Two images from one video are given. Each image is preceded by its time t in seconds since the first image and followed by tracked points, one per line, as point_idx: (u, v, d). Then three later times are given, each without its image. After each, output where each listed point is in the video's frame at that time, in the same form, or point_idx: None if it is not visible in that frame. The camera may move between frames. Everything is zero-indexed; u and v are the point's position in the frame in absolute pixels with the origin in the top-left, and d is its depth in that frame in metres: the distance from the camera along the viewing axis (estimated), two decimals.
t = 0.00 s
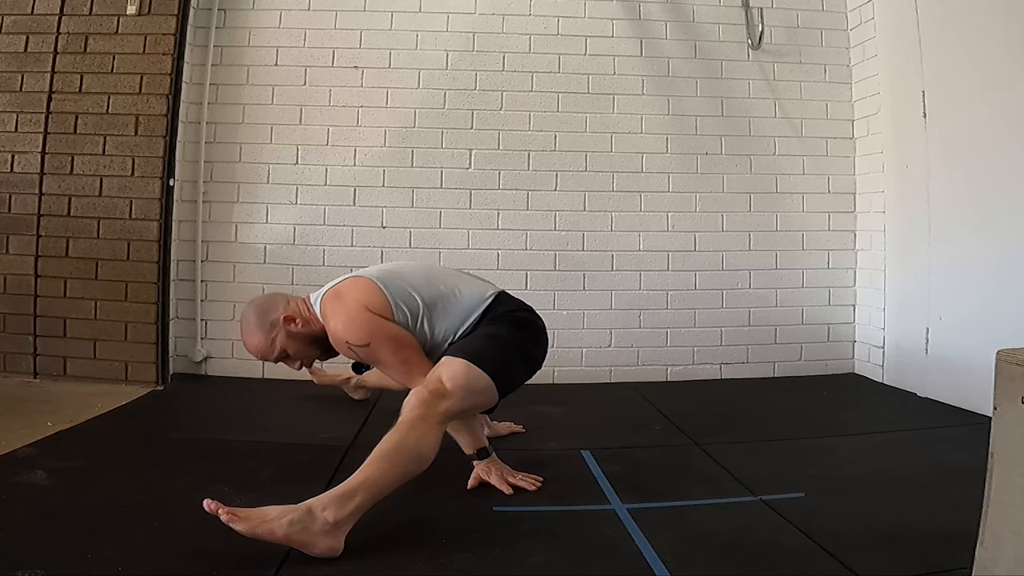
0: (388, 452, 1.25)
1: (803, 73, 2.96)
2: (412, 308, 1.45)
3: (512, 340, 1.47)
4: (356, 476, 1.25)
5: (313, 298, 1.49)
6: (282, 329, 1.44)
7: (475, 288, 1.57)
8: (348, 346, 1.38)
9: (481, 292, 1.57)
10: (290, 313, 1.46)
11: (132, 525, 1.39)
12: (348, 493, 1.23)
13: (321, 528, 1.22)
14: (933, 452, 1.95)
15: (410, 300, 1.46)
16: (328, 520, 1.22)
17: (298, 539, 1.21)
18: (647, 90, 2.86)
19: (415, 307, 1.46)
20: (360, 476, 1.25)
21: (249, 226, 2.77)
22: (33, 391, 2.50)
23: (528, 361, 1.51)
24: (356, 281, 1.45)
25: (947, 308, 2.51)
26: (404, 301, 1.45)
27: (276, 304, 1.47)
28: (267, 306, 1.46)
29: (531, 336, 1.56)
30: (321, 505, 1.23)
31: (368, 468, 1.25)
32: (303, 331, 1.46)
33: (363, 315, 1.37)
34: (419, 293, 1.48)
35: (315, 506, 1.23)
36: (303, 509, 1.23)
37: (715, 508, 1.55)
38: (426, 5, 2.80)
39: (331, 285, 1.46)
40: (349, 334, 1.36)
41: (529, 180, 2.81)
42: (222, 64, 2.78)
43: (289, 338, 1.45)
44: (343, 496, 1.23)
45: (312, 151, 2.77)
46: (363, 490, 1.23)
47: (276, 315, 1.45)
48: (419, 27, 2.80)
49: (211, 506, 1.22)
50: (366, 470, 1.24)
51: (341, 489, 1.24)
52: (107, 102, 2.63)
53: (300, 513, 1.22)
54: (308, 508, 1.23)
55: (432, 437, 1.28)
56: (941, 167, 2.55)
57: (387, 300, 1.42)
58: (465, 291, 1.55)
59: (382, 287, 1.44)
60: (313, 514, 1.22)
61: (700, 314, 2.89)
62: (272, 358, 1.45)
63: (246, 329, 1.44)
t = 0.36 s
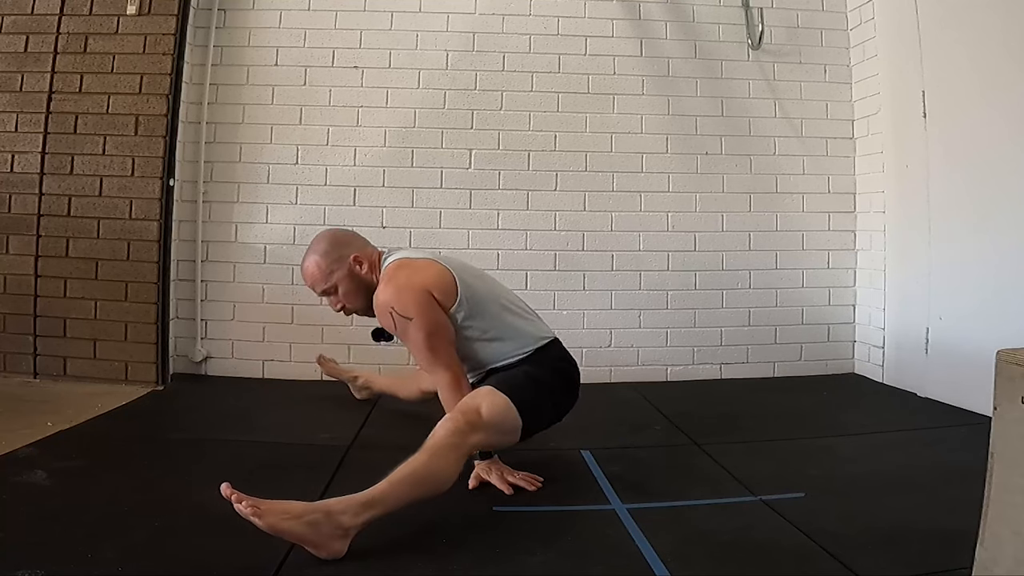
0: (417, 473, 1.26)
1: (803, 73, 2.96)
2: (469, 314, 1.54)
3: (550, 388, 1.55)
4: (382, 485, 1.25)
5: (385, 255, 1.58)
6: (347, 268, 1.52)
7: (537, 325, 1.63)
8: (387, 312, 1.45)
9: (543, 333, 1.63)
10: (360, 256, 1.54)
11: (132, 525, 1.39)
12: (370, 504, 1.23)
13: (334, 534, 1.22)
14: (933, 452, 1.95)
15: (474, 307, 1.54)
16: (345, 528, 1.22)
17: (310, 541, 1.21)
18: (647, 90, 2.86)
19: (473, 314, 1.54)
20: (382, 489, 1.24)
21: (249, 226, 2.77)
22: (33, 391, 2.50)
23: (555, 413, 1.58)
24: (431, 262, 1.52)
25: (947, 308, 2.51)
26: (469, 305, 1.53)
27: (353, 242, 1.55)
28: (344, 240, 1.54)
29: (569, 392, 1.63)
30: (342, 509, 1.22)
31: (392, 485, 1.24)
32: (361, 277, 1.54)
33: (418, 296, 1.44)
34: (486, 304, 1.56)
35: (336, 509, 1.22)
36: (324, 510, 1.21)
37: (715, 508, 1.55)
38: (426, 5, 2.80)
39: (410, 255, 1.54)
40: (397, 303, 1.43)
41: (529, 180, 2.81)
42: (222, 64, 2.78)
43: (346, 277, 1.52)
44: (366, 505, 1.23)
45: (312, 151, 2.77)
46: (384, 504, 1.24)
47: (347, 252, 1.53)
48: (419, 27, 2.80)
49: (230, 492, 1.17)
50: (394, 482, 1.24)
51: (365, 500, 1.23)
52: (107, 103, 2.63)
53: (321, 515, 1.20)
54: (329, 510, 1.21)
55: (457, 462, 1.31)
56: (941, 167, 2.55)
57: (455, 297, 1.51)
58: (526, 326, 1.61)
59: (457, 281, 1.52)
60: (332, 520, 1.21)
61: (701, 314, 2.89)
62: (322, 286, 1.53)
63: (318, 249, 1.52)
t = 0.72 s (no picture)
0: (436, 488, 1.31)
1: (803, 73, 2.96)
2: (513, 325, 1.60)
3: (571, 421, 1.60)
4: (402, 496, 1.28)
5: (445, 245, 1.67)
6: (406, 247, 1.61)
7: (571, 357, 1.70)
8: (429, 295, 1.50)
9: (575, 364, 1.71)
10: (422, 240, 1.63)
11: (132, 525, 1.39)
12: (386, 512, 1.25)
13: (345, 538, 1.23)
14: (933, 452, 1.95)
15: (518, 319, 1.60)
16: (357, 533, 1.24)
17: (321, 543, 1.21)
18: (647, 90, 2.86)
19: (517, 325, 1.61)
20: (400, 499, 1.27)
21: (249, 226, 2.77)
22: (33, 391, 2.49)
23: (570, 444, 1.64)
24: (489, 265, 1.58)
25: (947, 308, 2.51)
26: (517, 317, 1.60)
27: (419, 225, 1.65)
28: (410, 221, 1.64)
29: (586, 427, 1.68)
30: (359, 515, 1.23)
31: (410, 497, 1.28)
32: (416, 259, 1.63)
33: (465, 288, 1.49)
34: (531, 321, 1.63)
35: (350, 514, 1.23)
36: (338, 513, 1.22)
37: (715, 508, 1.55)
38: (426, 5, 2.80)
39: (470, 252, 1.61)
40: (442, 289, 1.48)
41: (529, 180, 2.81)
42: (222, 63, 2.78)
43: (403, 257, 1.61)
44: (380, 513, 1.25)
45: (312, 151, 2.77)
46: (400, 512, 1.27)
47: (410, 232, 1.62)
48: (419, 27, 2.80)
49: (250, 482, 1.16)
50: (414, 497, 1.28)
51: (382, 507, 1.25)
52: (107, 102, 2.63)
53: (335, 517, 1.21)
54: (344, 513, 1.22)
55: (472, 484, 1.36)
56: (941, 166, 2.55)
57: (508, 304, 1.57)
58: (561, 355, 1.68)
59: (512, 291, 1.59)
60: (345, 523, 1.22)
61: (701, 314, 2.89)
62: (376, 258, 1.61)
63: (384, 222, 1.61)
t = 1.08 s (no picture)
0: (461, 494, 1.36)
1: (803, 73, 2.96)
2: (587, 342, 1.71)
3: (597, 439, 1.68)
4: (431, 500, 1.32)
5: (553, 240, 1.79)
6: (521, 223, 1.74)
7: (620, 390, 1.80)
8: (532, 290, 1.61)
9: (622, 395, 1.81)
10: (539, 224, 1.77)
11: (132, 525, 1.39)
12: (410, 518, 1.28)
13: (368, 538, 1.24)
14: (934, 452, 1.95)
15: (591, 339, 1.71)
16: (381, 536, 1.25)
17: (343, 539, 1.23)
18: (647, 90, 2.86)
19: (590, 342, 1.71)
20: (425, 504, 1.31)
21: (249, 226, 2.77)
22: (33, 391, 2.50)
23: (593, 457, 1.71)
24: (591, 282, 1.70)
25: (947, 308, 2.51)
26: (598, 338, 1.72)
27: (541, 211, 1.78)
28: (534, 204, 1.78)
29: (607, 449, 1.76)
30: (392, 517, 1.25)
31: (434, 504, 1.32)
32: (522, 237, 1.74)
33: (567, 294, 1.61)
34: (601, 346, 1.74)
35: (383, 517, 1.24)
36: (373, 514, 1.23)
37: (715, 509, 1.55)
38: (427, 5, 2.80)
39: (579, 263, 1.72)
40: (550, 291, 1.59)
41: (529, 180, 2.81)
42: (222, 63, 2.78)
43: (517, 231, 1.74)
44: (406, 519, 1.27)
45: (312, 151, 2.77)
46: (422, 517, 1.30)
47: (532, 213, 1.76)
48: (419, 27, 2.80)
49: (318, 466, 1.16)
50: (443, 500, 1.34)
51: (413, 511, 1.28)
52: (107, 102, 2.63)
53: (369, 518, 1.22)
54: (377, 514, 1.23)
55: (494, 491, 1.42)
56: (941, 166, 2.55)
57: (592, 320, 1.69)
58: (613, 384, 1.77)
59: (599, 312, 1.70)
60: (374, 526, 1.23)
61: (701, 314, 2.89)
62: (493, 219, 1.74)
63: (512, 196, 1.74)
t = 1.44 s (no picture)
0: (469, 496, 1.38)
1: (803, 73, 2.96)
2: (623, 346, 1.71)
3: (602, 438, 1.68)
4: (439, 501, 1.34)
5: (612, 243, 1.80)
6: (591, 213, 1.74)
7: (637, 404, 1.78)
8: (585, 288, 1.63)
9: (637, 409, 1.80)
10: (606, 220, 1.77)
11: (132, 525, 1.39)
12: (415, 522, 1.29)
13: (372, 541, 1.25)
14: (933, 452, 1.95)
15: (627, 347, 1.72)
16: (386, 539, 1.26)
17: (349, 541, 1.22)
18: (647, 90, 2.86)
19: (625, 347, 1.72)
20: (431, 507, 1.32)
21: (249, 226, 2.77)
22: (33, 391, 2.50)
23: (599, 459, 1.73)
24: (642, 296, 1.72)
25: (947, 307, 2.51)
26: (631, 346, 1.72)
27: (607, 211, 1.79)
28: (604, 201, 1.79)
29: (614, 451, 1.76)
30: (399, 519, 1.26)
31: (440, 506, 1.33)
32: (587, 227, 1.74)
33: (618, 299, 1.63)
34: (633, 356, 1.75)
35: (391, 521, 1.25)
36: (382, 518, 1.23)
37: (715, 509, 1.55)
38: (427, 5, 2.80)
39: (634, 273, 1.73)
40: (602, 293, 1.62)
41: (529, 180, 2.81)
42: (222, 63, 2.78)
43: (583, 222, 1.73)
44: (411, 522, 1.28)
45: (312, 151, 2.77)
46: (428, 520, 1.31)
47: (601, 210, 1.76)
48: (419, 27, 2.80)
49: (340, 468, 1.19)
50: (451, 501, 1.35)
51: (418, 514, 1.30)
52: (107, 102, 2.63)
53: (377, 523, 1.23)
54: (385, 519, 1.24)
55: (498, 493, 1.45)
56: (941, 165, 2.55)
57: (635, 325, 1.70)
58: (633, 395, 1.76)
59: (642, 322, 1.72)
60: (381, 531, 1.24)
61: (701, 314, 2.89)
62: (565, 202, 1.73)
63: (587, 186, 1.76)
